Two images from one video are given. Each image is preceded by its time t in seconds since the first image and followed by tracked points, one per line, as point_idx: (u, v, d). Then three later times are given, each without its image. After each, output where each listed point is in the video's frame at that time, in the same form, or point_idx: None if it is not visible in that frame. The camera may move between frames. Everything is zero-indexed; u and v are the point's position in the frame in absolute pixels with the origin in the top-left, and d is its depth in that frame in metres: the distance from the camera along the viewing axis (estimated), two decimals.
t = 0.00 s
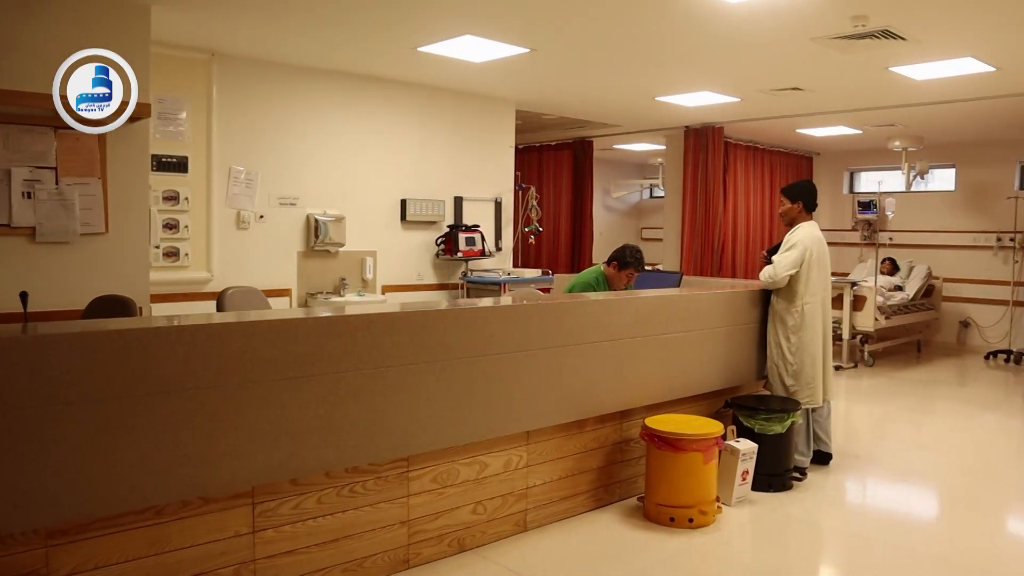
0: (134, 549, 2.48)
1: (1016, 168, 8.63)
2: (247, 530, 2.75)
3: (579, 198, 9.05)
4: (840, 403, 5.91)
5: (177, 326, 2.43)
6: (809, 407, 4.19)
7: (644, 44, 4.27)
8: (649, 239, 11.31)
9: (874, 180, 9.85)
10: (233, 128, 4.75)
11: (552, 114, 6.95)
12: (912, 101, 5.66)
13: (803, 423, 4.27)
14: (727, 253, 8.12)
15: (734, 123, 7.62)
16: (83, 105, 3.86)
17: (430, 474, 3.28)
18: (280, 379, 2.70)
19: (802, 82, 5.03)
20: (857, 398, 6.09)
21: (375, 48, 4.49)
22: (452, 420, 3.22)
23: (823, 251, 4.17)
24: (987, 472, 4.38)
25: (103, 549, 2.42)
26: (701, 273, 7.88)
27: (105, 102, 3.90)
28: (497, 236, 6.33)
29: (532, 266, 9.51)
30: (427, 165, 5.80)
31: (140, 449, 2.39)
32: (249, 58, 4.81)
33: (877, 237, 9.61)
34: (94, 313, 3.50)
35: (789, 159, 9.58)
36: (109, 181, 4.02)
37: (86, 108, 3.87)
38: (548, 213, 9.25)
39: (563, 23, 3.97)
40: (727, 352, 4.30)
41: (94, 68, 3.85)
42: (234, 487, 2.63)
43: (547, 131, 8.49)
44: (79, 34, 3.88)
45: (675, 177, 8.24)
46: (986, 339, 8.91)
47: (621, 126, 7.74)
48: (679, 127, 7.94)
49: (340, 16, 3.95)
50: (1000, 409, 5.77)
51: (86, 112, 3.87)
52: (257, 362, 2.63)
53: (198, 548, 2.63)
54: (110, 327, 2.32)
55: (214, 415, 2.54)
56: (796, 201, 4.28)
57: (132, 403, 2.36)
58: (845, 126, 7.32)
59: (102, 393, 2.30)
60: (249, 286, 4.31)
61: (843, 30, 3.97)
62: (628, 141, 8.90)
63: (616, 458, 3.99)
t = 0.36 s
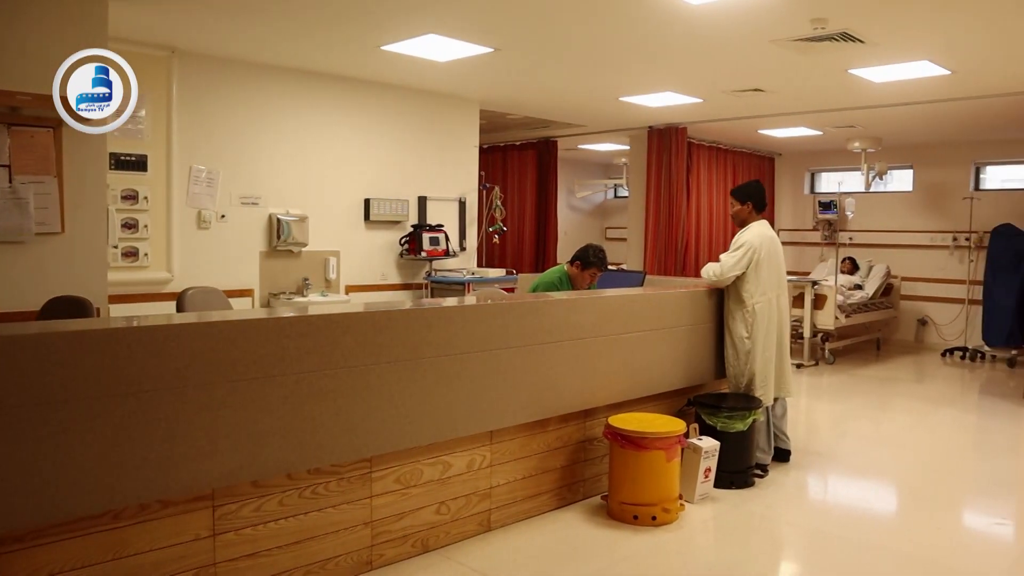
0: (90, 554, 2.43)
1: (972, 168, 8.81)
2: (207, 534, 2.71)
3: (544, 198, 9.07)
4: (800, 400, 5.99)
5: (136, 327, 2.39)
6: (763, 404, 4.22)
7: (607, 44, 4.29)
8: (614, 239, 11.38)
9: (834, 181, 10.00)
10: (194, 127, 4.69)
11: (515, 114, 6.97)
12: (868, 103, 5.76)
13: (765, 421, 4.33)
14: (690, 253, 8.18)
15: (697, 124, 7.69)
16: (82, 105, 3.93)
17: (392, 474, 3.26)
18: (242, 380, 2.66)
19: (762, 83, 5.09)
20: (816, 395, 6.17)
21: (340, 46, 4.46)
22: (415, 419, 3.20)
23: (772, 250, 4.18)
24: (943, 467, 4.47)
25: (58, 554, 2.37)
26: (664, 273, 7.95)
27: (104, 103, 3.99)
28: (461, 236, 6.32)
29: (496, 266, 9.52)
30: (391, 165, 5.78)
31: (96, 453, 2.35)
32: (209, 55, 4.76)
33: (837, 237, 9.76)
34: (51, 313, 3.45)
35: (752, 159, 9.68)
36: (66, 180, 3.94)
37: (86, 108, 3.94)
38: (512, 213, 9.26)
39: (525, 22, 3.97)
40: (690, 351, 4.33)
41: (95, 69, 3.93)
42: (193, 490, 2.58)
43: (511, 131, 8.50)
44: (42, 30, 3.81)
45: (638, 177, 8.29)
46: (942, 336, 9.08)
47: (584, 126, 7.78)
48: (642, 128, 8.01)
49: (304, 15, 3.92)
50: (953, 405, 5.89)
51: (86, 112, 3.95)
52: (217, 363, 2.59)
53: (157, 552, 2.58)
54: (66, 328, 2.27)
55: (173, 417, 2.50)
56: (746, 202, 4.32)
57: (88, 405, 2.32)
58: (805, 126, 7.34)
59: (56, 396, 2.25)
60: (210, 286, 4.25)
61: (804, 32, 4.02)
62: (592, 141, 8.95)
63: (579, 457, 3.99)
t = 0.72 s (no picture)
0: (49, 560, 2.39)
1: (932, 168, 8.97)
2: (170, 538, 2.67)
3: (511, 198, 9.09)
4: (763, 397, 6.05)
5: (96, 329, 2.35)
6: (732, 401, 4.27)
7: (572, 44, 4.30)
8: (580, 238, 11.44)
9: (798, 180, 10.13)
10: (157, 125, 4.64)
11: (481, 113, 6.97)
12: (828, 104, 5.86)
13: (730, 417, 4.37)
14: (657, 252, 8.24)
15: (662, 124, 7.76)
16: (82, 106, 3.59)
17: (357, 475, 3.24)
18: (205, 382, 2.62)
19: (725, 84, 5.13)
20: (780, 392, 6.24)
21: (305, 44, 4.42)
22: (380, 420, 3.19)
23: (727, 250, 4.22)
24: (904, 462, 4.54)
25: (16, 561, 2.33)
26: (631, 272, 7.99)
27: (105, 102, 3.57)
28: (428, 236, 6.31)
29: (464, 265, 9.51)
30: (357, 165, 5.76)
31: (55, 457, 2.31)
32: (171, 53, 4.70)
33: (802, 236, 9.90)
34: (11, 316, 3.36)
35: (717, 159, 9.76)
36: (23, 180, 3.84)
37: (85, 109, 3.59)
38: (479, 213, 9.27)
39: (488, 21, 3.97)
40: (655, 349, 4.36)
41: (94, 68, 3.54)
42: (155, 494, 2.55)
43: (477, 130, 8.51)
44: None
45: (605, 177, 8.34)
46: (904, 334, 9.22)
47: (550, 126, 7.82)
48: (608, 128, 8.07)
49: (270, 12, 3.88)
50: (912, 401, 5.99)
51: (86, 112, 3.59)
52: (180, 365, 2.55)
53: (119, 557, 2.55)
54: (25, 330, 2.23)
55: (134, 420, 2.46)
56: (700, 204, 4.36)
57: (47, 408, 2.27)
58: (770, 126, 7.38)
59: (13, 399, 2.21)
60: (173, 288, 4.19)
61: (767, 32, 4.05)
62: (559, 140, 8.98)
63: (545, 456, 4.00)
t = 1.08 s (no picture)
0: (14, 565, 2.36)
1: (901, 168, 9.09)
2: (139, 541, 2.64)
3: (485, 197, 9.10)
4: (735, 394, 6.11)
5: (61, 331, 2.32)
6: (704, 399, 4.29)
7: (543, 43, 4.31)
8: (555, 237, 11.48)
9: (769, 179, 10.23)
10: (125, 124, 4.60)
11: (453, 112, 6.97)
12: (796, 104, 5.93)
13: (701, 415, 4.41)
14: (630, 251, 8.28)
15: (635, 123, 7.81)
16: (83, 105, 3.72)
17: (330, 476, 3.22)
18: (173, 383, 2.59)
19: (695, 84, 5.17)
20: (752, 390, 6.30)
21: (276, 42, 4.40)
22: (351, 420, 3.17)
23: (691, 248, 4.26)
24: (872, 458, 4.60)
25: None
26: (604, 271, 8.04)
27: (105, 102, 3.75)
28: (401, 236, 6.31)
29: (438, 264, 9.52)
30: (329, 164, 5.74)
31: (20, 460, 2.27)
32: (140, 51, 4.67)
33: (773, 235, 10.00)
34: None
35: (689, 158, 9.81)
36: None
37: (86, 109, 3.73)
38: (453, 212, 9.27)
39: (458, 21, 3.97)
40: (628, 348, 4.38)
41: (94, 68, 3.72)
42: (124, 496, 2.52)
43: (450, 130, 8.51)
44: None
45: (579, 176, 8.38)
46: (874, 331, 9.33)
47: (524, 126, 7.84)
48: (582, 127, 8.11)
49: (241, 10, 3.86)
50: (881, 397, 6.07)
51: (86, 112, 3.73)
52: (149, 366, 2.53)
53: (86, 561, 2.52)
54: None
55: (101, 422, 2.43)
56: (662, 206, 4.39)
57: (13, 411, 2.24)
58: (741, 126, 7.46)
59: None
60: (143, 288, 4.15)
61: (737, 33, 4.09)
62: (533, 140, 9.01)
63: (519, 455, 4.00)
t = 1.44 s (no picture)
0: None
1: (870, 168, 9.19)
2: (107, 545, 2.61)
3: (458, 196, 9.10)
4: (706, 392, 6.14)
5: (28, 332, 2.29)
6: (674, 395, 4.32)
7: (515, 43, 4.31)
8: (528, 236, 11.50)
9: (741, 178, 10.30)
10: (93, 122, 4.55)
11: (426, 111, 6.97)
12: (766, 104, 6.00)
13: (673, 413, 4.44)
14: (604, 250, 8.32)
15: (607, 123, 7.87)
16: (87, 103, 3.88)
17: (301, 476, 3.20)
18: (141, 385, 2.56)
19: (665, 84, 5.20)
20: (723, 388, 6.34)
21: (248, 40, 4.37)
22: (323, 420, 3.15)
23: (659, 245, 4.29)
24: (841, 454, 4.65)
25: None
26: (577, 270, 8.08)
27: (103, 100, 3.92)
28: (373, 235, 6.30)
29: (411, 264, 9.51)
30: (301, 163, 5.71)
31: None
32: (107, 48, 4.61)
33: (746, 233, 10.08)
34: None
35: (661, 158, 9.86)
36: None
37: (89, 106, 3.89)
38: (426, 211, 9.27)
39: (427, 20, 3.96)
40: (600, 347, 4.39)
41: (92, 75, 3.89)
42: (91, 499, 2.49)
43: (423, 129, 8.50)
44: None
45: (552, 175, 8.40)
46: (845, 329, 9.42)
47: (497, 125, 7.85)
48: (555, 127, 8.13)
49: (212, 8, 3.82)
50: (851, 394, 6.14)
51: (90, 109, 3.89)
52: (116, 367, 2.50)
53: (52, 565, 2.48)
54: None
55: (68, 424, 2.40)
56: (630, 207, 4.43)
57: None
58: (713, 126, 7.55)
59: None
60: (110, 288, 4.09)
61: (708, 33, 4.11)
62: (506, 139, 9.02)
63: (491, 454, 4.00)
